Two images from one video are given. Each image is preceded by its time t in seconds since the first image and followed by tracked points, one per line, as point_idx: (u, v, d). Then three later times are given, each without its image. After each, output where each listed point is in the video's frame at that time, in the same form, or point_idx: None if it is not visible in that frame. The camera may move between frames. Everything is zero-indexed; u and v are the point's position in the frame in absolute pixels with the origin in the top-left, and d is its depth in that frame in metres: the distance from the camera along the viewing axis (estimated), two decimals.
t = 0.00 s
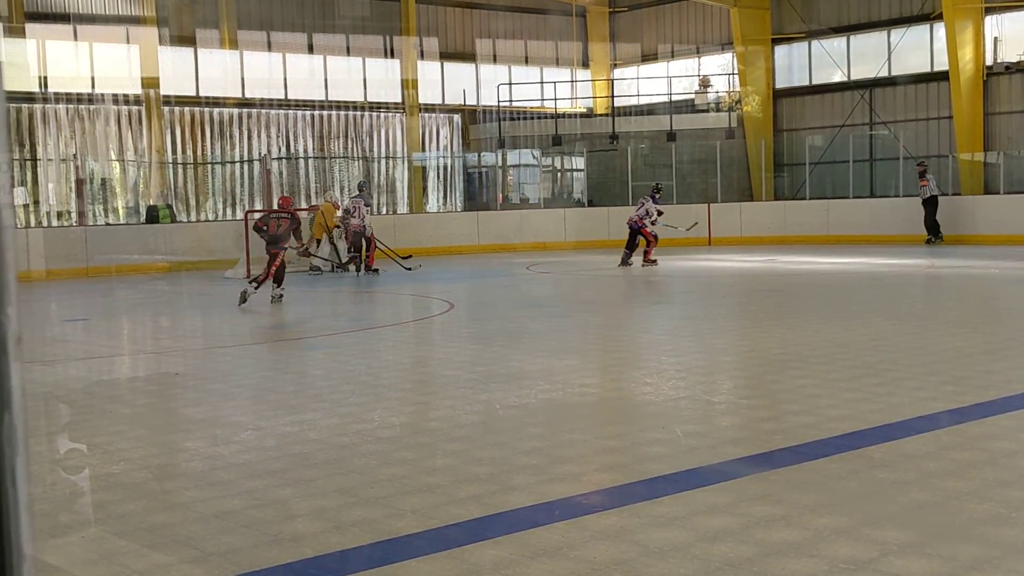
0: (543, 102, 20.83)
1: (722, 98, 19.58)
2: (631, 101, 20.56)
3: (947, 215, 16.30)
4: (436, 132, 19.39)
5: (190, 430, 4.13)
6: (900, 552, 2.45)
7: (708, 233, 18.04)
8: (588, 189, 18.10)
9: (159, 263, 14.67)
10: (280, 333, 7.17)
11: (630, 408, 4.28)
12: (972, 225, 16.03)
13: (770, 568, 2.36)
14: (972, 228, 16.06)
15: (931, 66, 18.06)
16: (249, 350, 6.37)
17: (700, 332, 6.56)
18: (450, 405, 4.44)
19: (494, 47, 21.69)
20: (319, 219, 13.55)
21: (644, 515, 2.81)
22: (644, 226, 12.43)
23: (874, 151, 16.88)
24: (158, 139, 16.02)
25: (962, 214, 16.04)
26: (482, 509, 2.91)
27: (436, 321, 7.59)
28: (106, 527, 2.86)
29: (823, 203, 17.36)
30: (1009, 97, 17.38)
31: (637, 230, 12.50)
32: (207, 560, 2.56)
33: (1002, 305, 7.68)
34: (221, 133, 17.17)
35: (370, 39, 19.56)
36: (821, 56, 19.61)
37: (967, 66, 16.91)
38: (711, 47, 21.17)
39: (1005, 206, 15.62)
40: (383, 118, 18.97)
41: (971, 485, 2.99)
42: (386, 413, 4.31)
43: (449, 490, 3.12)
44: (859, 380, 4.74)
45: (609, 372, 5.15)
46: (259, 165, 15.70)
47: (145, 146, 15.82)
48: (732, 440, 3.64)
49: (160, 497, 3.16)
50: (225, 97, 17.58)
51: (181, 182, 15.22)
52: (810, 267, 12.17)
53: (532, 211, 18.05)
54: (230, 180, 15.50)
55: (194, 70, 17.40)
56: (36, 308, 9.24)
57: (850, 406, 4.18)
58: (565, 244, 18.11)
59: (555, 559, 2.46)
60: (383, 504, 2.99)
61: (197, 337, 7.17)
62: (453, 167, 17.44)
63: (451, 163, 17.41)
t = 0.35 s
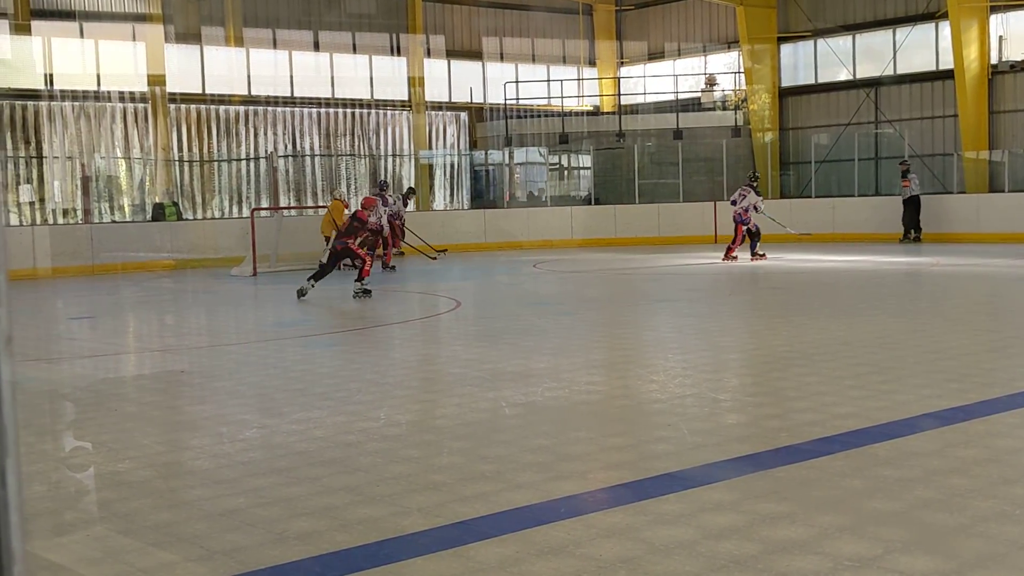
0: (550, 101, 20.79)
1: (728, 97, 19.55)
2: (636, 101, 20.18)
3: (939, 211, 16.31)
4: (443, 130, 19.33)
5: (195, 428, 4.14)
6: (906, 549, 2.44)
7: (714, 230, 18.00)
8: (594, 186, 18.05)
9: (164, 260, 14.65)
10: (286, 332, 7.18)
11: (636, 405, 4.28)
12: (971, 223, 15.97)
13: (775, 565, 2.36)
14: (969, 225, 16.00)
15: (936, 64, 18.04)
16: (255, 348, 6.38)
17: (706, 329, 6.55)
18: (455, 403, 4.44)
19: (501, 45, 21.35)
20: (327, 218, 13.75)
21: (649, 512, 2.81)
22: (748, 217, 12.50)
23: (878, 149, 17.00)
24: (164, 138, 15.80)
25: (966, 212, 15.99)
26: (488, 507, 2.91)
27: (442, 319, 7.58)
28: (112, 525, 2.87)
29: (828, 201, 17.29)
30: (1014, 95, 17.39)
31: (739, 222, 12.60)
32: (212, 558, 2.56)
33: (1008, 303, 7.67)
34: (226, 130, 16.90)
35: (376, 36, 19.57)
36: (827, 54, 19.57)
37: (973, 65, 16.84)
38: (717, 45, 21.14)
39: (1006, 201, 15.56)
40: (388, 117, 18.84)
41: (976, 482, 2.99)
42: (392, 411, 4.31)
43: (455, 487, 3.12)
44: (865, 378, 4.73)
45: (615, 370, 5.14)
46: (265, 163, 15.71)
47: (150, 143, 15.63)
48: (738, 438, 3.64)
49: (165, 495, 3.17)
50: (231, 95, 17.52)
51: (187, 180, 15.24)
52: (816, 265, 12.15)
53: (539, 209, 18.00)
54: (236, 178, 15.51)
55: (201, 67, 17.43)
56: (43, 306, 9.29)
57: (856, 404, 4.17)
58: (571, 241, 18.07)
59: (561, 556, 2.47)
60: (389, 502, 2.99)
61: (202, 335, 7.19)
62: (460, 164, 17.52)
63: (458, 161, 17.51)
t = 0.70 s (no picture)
0: (538, 99, 21.00)
1: (716, 96, 19.61)
2: (625, 98, 20.61)
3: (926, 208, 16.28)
4: (431, 128, 19.20)
5: (180, 428, 4.11)
6: (892, 546, 2.45)
7: (702, 228, 17.96)
8: (582, 184, 18.09)
9: (148, 259, 14.56)
10: (273, 330, 7.16)
11: (624, 404, 4.27)
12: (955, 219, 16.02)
13: (762, 563, 2.36)
14: (953, 224, 16.06)
15: (922, 64, 18.12)
16: (242, 347, 6.35)
17: (694, 328, 6.56)
18: (443, 401, 4.43)
19: (490, 43, 21.75)
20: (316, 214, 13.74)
21: (637, 510, 2.80)
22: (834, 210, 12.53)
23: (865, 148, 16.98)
24: (149, 134, 15.80)
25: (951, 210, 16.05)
26: (475, 506, 2.90)
27: (430, 317, 7.57)
28: (96, 526, 2.85)
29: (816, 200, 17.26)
30: (998, 94, 17.54)
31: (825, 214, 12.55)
32: (197, 559, 2.55)
33: (994, 300, 7.71)
34: (212, 127, 16.67)
35: (363, 34, 19.60)
36: (813, 54, 19.63)
37: (958, 65, 16.88)
38: (705, 44, 21.15)
39: (991, 200, 15.66)
40: (376, 114, 18.75)
41: (963, 479, 2.99)
42: (379, 410, 4.30)
43: (442, 486, 3.11)
44: (852, 376, 4.74)
45: (603, 368, 5.14)
46: (251, 161, 15.63)
47: (136, 142, 15.61)
48: (725, 435, 3.64)
49: (150, 495, 3.15)
50: (217, 91, 17.46)
51: (172, 178, 15.26)
52: (802, 263, 12.19)
53: (528, 207, 18.01)
54: (222, 176, 15.50)
55: (185, 63, 17.17)
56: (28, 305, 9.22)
57: (843, 401, 4.18)
58: (560, 239, 18.12)
59: (548, 555, 2.46)
60: (376, 502, 2.98)
61: (189, 333, 7.16)
62: (448, 162, 17.40)
63: (446, 158, 17.37)
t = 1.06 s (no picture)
0: (502, 90, 21.07)
1: (680, 88, 19.67)
2: (590, 89, 20.69)
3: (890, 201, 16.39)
4: (394, 119, 19.31)
5: (139, 420, 4.06)
6: (854, 534, 2.48)
7: (666, 220, 18.10)
8: (547, 176, 18.05)
9: (108, 251, 14.36)
10: (236, 322, 7.10)
11: (588, 394, 4.29)
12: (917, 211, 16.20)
13: (725, 551, 2.38)
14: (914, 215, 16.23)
15: (882, 57, 18.37)
16: (203, 339, 6.29)
17: (657, 319, 6.60)
18: (407, 393, 4.42)
19: (452, 33, 21.35)
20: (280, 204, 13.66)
21: (601, 500, 2.81)
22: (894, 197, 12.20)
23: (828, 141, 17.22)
24: (107, 124, 15.72)
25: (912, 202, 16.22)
26: (440, 497, 2.90)
27: (394, 309, 7.54)
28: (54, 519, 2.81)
29: (778, 192, 17.53)
30: (959, 87, 17.75)
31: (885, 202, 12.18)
32: (159, 552, 2.52)
33: (953, 291, 7.82)
34: (171, 117, 16.63)
35: (326, 23, 19.30)
36: (776, 46, 19.79)
37: (918, 57, 17.22)
38: (668, 36, 21.23)
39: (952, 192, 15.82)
40: (338, 104, 18.58)
41: (922, 467, 3.04)
42: (343, 402, 4.28)
43: (407, 478, 3.10)
44: (814, 366, 4.79)
45: (568, 359, 5.16)
46: (212, 151, 15.42)
47: (94, 132, 15.59)
48: (689, 426, 3.66)
49: (111, 488, 3.11)
50: (177, 82, 17.30)
51: (131, 169, 15.09)
52: (764, 255, 12.27)
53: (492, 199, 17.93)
54: (182, 166, 15.30)
55: (144, 52, 17.12)
56: None
57: (804, 391, 4.23)
58: (523, 232, 18.05)
59: (512, 545, 2.46)
60: (340, 494, 2.96)
61: (149, 325, 7.08)
62: (411, 153, 17.40)
63: (409, 149, 17.37)
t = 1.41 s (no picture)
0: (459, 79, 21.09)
1: (637, 78, 20.15)
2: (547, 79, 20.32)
3: (847, 191, 16.67)
4: (349, 107, 19.16)
5: (91, 411, 3.98)
6: (808, 520, 2.50)
7: (624, 210, 18.14)
8: (504, 165, 17.97)
9: (60, 240, 14.10)
10: (190, 312, 7.00)
11: (546, 383, 4.29)
12: (870, 200, 16.43)
13: (682, 539, 2.39)
14: (869, 204, 16.47)
15: (838, 48, 18.53)
16: (156, 329, 6.20)
17: (615, 308, 6.63)
18: (365, 383, 4.39)
19: (408, 21, 21.22)
20: (233, 193, 13.29)
21: (558, 489, 2.81)
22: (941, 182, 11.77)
23: (784, 132, 17.25)
24: (57, 112, 15.53)
25: (865, 192, 16.45)
26: (397, 487, 2.88)
27: (351, 298, 7.49)
28: (4, 511, 2.75)
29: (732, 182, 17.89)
30: (912, 78, 18.07)
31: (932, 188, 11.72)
32: (111, 544, 2.48)
33: (905, 280, 7.94)
34: (125, 105, 16.55)
35: (280, 11, 19.11)
36: (733, 36, 19.91)
37: (873, 48, 17.54)
38: (625, 26, 21.23)
39: (905, 183, 16.04)
40: (293, 92, 18.31)
41: (875, 455, 3.08)
42: (299, 392, 4.23)
43: (364, 468, 3.08)
44: (769, 355, 4.84)
45: (525, 348, 5.15)
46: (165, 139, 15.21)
47: (45, 120, 15.35)
48: (647, 414, 3.68)
49: (62, 480, 3.05)
50: (129, 70, 17.16)
51: (83, 157, 14.73)
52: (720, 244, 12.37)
53: (448, 188, 17.91)
54: (134, 155, 15.06)
55: (95, 39, 16.94)
56: None
57: (760, 379, 4.26)
58: (480, 221, 17.99)
59: (470, 534, 2.45)
60: (296, 484, 2.94)
61: (101, 315, 6.96)
62: (367, 142, 17.30)
63: (365, 138, 17.27)
